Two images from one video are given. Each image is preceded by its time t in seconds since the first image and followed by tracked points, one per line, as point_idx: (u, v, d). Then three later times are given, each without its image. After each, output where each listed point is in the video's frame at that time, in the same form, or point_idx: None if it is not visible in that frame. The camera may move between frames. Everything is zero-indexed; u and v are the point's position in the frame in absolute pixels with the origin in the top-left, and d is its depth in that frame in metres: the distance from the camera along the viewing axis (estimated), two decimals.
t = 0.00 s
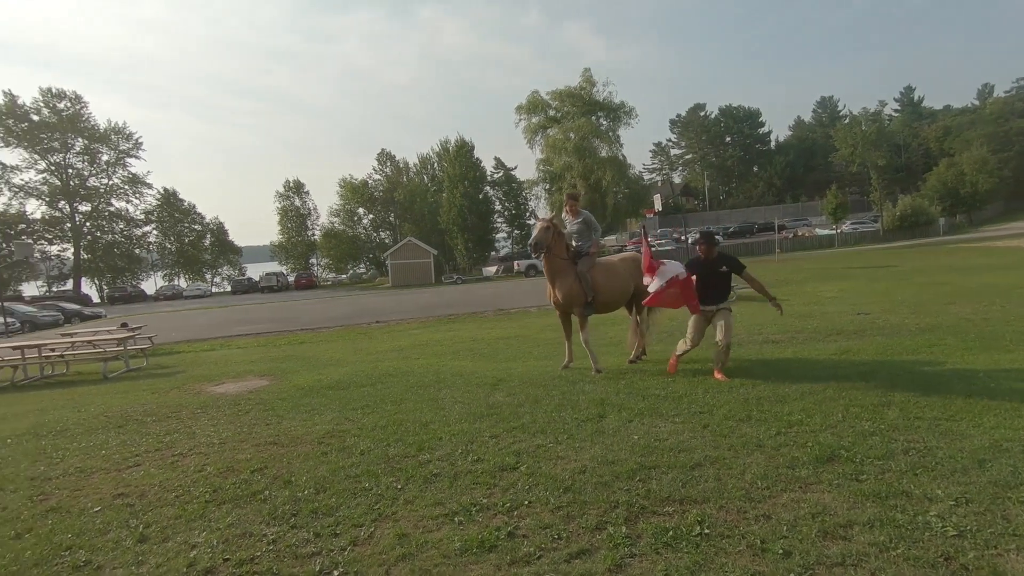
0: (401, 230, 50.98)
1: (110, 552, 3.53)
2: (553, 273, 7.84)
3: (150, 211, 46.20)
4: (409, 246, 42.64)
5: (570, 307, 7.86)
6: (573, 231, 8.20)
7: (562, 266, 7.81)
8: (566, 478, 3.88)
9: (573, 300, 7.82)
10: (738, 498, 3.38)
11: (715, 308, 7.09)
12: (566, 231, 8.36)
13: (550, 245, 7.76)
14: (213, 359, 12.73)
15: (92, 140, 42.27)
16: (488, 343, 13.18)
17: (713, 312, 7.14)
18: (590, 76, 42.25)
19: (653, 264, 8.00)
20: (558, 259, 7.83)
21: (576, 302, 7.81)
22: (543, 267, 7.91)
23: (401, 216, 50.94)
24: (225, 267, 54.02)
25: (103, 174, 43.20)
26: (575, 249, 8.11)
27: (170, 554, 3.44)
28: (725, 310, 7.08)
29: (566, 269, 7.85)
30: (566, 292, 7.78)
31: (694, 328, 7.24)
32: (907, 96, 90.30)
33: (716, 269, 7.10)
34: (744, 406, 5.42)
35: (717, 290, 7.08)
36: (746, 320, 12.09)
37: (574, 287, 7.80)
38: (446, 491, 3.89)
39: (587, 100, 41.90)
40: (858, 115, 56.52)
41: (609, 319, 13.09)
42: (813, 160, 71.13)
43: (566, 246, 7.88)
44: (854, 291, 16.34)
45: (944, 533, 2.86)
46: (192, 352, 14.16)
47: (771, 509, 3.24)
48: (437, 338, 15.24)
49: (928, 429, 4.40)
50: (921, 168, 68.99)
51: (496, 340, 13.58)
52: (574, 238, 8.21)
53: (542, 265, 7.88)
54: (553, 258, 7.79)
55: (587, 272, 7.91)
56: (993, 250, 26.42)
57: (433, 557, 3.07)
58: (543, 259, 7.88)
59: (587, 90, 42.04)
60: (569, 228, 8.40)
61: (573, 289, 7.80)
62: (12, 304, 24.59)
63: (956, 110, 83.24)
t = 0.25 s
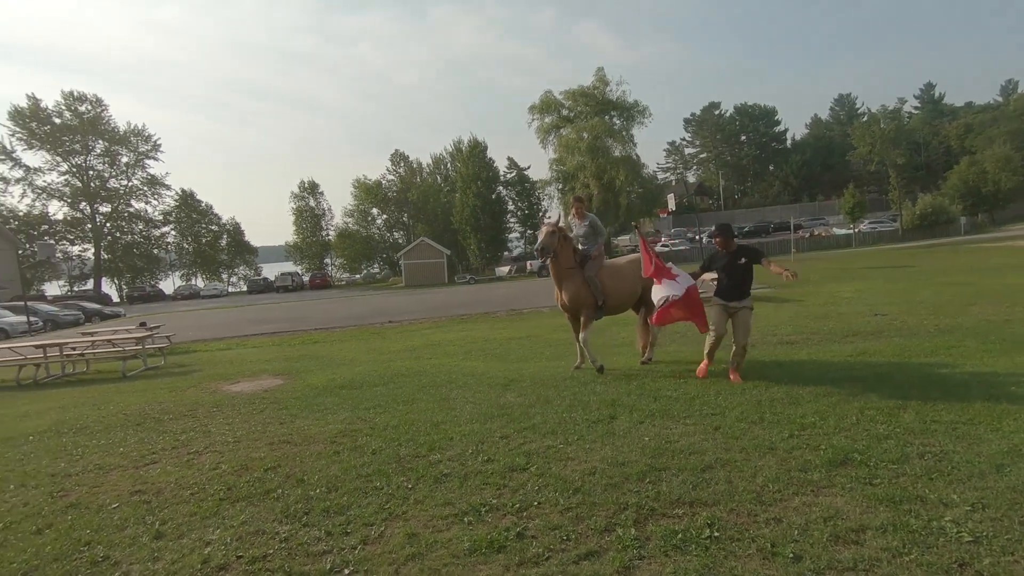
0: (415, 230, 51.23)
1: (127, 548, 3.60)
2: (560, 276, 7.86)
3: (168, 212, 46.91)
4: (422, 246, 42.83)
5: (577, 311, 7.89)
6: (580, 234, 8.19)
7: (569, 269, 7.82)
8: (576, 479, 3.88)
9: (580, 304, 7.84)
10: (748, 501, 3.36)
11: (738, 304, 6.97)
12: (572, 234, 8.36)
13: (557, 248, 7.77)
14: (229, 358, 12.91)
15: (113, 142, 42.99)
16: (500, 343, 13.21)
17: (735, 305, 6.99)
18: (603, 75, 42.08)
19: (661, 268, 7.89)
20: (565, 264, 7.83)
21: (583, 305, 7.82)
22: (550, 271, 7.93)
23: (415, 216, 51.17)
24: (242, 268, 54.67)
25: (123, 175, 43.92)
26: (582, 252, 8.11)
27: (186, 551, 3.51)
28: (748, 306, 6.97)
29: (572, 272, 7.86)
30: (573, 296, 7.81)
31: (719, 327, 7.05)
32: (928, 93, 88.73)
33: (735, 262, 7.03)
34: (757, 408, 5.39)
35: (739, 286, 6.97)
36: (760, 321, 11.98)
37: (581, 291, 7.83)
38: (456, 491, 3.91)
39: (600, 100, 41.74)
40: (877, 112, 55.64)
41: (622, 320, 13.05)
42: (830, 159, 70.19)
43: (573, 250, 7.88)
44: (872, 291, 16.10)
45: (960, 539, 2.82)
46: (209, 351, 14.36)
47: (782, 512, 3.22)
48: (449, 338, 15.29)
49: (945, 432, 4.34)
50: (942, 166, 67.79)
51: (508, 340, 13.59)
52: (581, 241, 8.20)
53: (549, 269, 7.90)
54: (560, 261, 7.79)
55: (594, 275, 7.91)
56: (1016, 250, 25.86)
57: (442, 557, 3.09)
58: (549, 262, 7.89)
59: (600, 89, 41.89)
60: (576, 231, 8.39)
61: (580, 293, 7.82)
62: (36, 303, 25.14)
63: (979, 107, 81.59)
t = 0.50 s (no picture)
0: (424, 231, 51.40)
1: (139, 545, 3.65)
2: (565, 279, 7.87)
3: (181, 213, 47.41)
4: (432, 246, 42.96)
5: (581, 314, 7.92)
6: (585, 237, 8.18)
7: (574, 272, 7.83)
8: (583, 481, 3.88)
9: (584, 307, 7.87)
10: (756, 504, 3.34)
11: (757, 299, 6.82)
12: (576, 237, 8.40)
13: (561, 252, 7.76)
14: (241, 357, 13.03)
15: (127, 144, 43.50)
16: (509, 344, 13.21)
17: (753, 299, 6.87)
18: (613, 75, 41.96)
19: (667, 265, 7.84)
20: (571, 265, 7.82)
21: (588, 308, 7.85)
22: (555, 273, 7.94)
23: (425, 217, 51.31)
24: (253, 268, 55.10)
25: (138, 176, 44.40)
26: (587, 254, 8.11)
27: (196, 549, 3.55)
28: (765, 302, 6.85)
29: (577, 275, 7.86)
30: (578, 298, 7.83)
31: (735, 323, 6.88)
32: (944, 90, 87.57)
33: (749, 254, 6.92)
34: (767, 410, 5.36)
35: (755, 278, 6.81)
36: (771, 322, 11.89)
37: (586, 294, 7.84)
38: (463, 491, 3.93)
39: (610, 99, 41.63)
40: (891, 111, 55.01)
41: (631, 320, 13.01)
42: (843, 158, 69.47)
43: (577, 253, 7.87)
44: (885, 292, 15.92)
45: (971, 544, 2.79)
46: (220, 351, 14.50)
47: (790, 515, 3.20)
48: (458, 338, 15.32)
49: (958, 436, 4.28)
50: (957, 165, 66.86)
51: (517, 340, 13.59)
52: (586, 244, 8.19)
53: (553, 272, 7.91)
54: (564, 265, 7.79)
55: (599, 278, 7.91)
56: None
57: (449, 558, 3.10)
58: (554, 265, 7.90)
59: (610, 89, 41.77)
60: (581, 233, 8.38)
61: (585, 295, 7.84)
62: (52, 302, 25.47)
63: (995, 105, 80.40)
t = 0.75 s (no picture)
0: (434, 231, 51.53)
1: (151, 543, 3.70)
2: (569, 281, 7.91)
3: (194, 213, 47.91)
4: (441, 246, 43.07)
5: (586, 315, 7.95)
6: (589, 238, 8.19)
7: (578, 274, 7.86)
8: (590, 482, 3.88)
9: (589, 308, 7.89)
10: (763, 507, 3.33)
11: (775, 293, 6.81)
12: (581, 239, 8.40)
13: (565, 254, 7.79)
14: (251, 357, 13.15)
15: (141, 145, 44.02)
16: (518, 344, 13.20)
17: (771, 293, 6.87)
18: (622, 74, 41.81)
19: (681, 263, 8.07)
20: (575, 267, 7.84)
21: (592, 310, 7.87)
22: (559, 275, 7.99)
23: (435, 217, 51.46)
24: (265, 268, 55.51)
25: (151, 177, 44.87)
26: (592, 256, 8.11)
27: (205, 547, 3.60)
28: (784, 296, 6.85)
29: (581, 277, 7.89)
30: (582, 301, 7.86)
31: (754, 319, 6.79)
32: (959, 87, 86.34)
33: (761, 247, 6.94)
34: (775, 412, 5.32)
35: (773, 272, 6.85)
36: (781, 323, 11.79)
37: (590, 296, 7.86)
38: (470, 492, 3.95)
39: (620, 99, 41.48)
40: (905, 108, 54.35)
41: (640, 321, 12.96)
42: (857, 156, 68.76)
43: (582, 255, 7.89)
44: (898, 292, 15.72)
45: (981, 550, 2.77)
46: (231, 351, 14.63)
47: (798, 518, 3.19)
48: (467, 339, 15.34)
49: (970, 440, 4.22)
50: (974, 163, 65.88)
51: (526, 341, 13.58)
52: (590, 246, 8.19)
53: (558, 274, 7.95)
54: (569, 267, 7.83)
55: (604, 280, 7.93)
56: None
57: (454, 558, 3.13)
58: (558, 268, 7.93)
59: (620, 88, 41.63)
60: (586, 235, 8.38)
61: (589, 298, 7.87)
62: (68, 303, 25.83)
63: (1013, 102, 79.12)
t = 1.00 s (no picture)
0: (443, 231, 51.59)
1: (160, 541, 3.75)
2: (572, 281, 8.02)
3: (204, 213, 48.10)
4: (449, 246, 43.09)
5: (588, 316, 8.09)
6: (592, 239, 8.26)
7: (581, 276, 7.97)
8: (594, 484, 3.88)
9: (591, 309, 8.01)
10: (768, 510, 3.32)
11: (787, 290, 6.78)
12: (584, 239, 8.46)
13: (568, 256, 7.86)
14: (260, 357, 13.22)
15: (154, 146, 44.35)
16: (524, 345, 13.20)
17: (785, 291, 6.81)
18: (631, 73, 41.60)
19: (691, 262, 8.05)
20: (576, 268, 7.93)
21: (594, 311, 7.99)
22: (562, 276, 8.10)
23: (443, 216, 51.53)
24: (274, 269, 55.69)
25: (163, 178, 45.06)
26: (595, 257, 8.22)
27: (214, 546, 3.64)
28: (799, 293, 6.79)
29: (584, 278, 8.01)
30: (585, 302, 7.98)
31: (770, 323, 6.80)
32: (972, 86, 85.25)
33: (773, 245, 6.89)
34: (782, 414, 5.29)
35: (785, 271, 6.83)
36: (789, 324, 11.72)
37: (592, 297, 7.99)
38: (475, 492, 3.97)
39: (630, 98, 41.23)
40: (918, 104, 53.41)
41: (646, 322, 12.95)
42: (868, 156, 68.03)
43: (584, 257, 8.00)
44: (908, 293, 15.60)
45: (988, 554, 2.76)
46: (240, 351, 14.72)
47: (803, 521, 3.18)
48: (475, 340, 15.37)
49: (979, 443, 4.18)
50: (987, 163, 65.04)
51: (533, 341, 13.58)
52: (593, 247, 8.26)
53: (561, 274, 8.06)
54: (572, 269, 7.92)
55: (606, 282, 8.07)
56: None
57: (459, 558, 3.15)
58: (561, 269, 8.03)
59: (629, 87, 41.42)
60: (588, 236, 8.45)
61: (593, 299, 7.99)
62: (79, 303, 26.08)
63: None
